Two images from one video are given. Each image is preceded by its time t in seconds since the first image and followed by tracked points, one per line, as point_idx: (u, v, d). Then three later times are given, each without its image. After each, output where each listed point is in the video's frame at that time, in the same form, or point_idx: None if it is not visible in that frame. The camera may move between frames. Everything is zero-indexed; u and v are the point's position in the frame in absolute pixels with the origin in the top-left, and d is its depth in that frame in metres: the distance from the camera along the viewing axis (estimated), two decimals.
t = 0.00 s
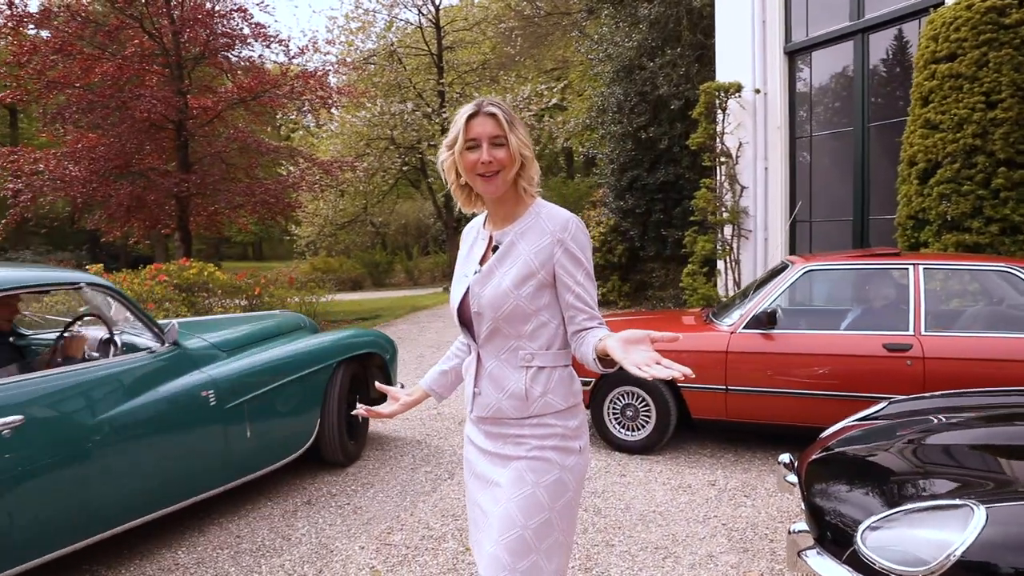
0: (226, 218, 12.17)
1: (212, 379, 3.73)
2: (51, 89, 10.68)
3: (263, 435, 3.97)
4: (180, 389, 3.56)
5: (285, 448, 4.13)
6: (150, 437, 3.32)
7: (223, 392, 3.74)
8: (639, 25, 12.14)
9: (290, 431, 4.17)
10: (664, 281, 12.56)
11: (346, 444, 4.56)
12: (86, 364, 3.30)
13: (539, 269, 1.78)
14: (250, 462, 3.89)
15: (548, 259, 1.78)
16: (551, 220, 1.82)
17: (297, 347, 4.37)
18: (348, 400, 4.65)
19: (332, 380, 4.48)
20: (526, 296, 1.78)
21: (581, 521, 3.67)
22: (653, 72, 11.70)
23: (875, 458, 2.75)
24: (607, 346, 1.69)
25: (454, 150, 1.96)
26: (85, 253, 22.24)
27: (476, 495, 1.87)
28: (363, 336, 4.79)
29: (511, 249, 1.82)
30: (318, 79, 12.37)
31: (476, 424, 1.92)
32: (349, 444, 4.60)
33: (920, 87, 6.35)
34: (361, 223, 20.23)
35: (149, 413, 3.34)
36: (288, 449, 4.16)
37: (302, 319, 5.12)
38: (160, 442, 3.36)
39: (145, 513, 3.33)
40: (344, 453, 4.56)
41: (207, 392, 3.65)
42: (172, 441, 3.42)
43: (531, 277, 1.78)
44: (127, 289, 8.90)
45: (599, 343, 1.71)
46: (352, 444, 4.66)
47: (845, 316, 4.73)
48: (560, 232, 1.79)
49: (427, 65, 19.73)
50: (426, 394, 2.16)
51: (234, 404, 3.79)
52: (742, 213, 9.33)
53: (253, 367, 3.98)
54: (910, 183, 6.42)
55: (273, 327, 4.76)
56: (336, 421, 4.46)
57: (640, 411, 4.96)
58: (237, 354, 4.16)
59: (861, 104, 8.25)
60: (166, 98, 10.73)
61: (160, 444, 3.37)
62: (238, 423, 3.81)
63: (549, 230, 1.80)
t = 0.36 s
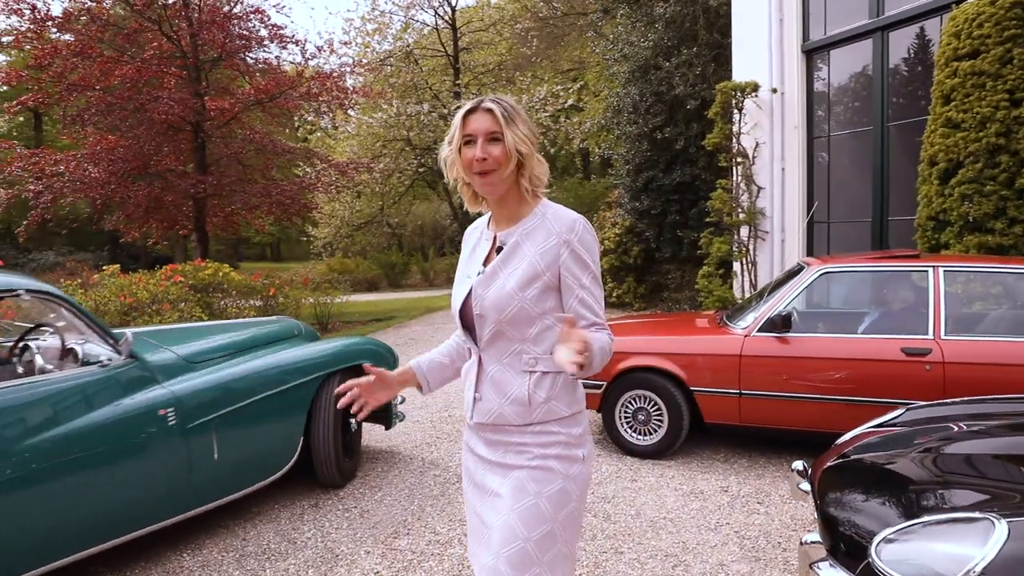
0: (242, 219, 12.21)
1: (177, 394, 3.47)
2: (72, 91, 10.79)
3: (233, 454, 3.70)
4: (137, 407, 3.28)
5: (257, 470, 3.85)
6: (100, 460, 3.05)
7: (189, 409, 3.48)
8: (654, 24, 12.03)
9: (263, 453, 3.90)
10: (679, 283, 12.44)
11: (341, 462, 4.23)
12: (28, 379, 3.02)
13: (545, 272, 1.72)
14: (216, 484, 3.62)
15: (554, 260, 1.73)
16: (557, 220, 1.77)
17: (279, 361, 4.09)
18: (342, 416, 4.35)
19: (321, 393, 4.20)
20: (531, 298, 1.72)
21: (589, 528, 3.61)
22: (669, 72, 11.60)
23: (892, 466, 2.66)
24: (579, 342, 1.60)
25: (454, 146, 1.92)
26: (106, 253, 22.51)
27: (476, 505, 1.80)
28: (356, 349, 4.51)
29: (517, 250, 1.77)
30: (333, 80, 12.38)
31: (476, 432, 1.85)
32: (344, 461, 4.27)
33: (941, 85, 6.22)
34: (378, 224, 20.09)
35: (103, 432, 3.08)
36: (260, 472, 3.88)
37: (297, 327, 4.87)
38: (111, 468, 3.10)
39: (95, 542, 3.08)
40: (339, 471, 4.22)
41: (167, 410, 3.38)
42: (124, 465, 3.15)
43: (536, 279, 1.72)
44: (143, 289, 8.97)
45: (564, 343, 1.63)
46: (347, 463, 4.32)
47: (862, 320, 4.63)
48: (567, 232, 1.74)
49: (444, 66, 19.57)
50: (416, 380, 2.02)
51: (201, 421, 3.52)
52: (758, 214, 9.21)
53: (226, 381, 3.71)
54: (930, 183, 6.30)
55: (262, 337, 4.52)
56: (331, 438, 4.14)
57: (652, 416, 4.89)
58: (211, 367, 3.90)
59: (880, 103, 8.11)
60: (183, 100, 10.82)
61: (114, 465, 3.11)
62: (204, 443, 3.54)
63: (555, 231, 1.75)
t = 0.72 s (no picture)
0: (257, 219, 12.23)
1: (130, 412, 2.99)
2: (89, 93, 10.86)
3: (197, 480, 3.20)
4: (77, 428, 2.79)
5: (229, 497, 3.35)
6: (31, 489, 2.58)
7: (144, 428, 2.99)
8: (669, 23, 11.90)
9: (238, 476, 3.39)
10: (694, 283, 12.33)
11: (332, 487, 3.80)
12: None
13: (549, 274, 1.67)
14: (175, 516, 3.12)
15: (559, 261, 1.67)
16: (563, 222, 1.71)
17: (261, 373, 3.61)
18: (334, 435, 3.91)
19: (308, 410, 3.73)
20: (536, 300, 1.67)
21: (599, 533, 3.55)
22: (684, 71, 11.48)
23: (910, 474, 2.58)
24: (521, 323, 1.58)
25: (457, 142, 1.88)
26: (125, 253, 22.75)
27: (474, 514, 1.74)
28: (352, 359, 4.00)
29: (521, 251, 1.72)
30: (347, 80, 12.37)
31: (475, 437, 1.80)
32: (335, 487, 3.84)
33: (963, 82, 6.07)
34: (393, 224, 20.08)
35: (35, 457, 2.61)
36: (233, 500, 3.38)
37: (291, 335, 4.38)
38: (42, 502, 2.61)
39: None
40: (329, 497, 3.80)
41: (113, 432, 2.88)
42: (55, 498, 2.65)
43: (541, 281, 1.67)
44: (158, 290, 9.02)
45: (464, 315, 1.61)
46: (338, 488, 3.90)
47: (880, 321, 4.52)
48: (574, 233, 1.68)
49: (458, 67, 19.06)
50: (417, 342, 1.88)
51: (160, 443, 3.03)
52: (774, 213, 9.09)
53: (194, 396, 3.23)
54: (951, 182, 6.17)
55: (249, 347, 4.04)
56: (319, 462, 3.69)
57: (664, 418, 4.82)
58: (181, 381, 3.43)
59: (899, 101, 7.97)
60: (198, 101, 10.88)
61: (46, 495, 2.63)
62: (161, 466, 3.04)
63: (562, 232, 1.69)
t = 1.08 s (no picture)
0: (268, 221, 12.23)
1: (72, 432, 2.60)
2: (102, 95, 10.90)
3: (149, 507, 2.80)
4: None
5: (183, 530, 2.92)
6: None
7: (89, 451, 2.61)
8: (681, 23, 11.81)
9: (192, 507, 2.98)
10: (705, 285, 12.21)
11: (307, 518, 3.39)
12: None
13: (550, 276, 1.62)
14: (115, 555, 2.69)
15: (562, 263, 1.62)
16: (565, 222, 1.66)
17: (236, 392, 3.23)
18: (311, 457, 3.50)
19: (281, 428, 3.34)
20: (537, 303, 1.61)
21: (606, 540, 3.49)
22: (695, 71, 11.38)
23: (925, 483, 2.51)
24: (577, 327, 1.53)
25: (459, 137, 1.82)
26: (138, 255, 22.89)
27: (472, 526, 1.69)
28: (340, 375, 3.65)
29: (521, 253, 1.66)
30: (358, 82, 12.36)
31: (473, 446, 1.75)
32: (312, 517, 3.43)
33: (980, 81, 5.96)
34: (403, 224, 19.59)
35: None
36: (193, 531, 2.97)
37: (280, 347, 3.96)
38: None
39: None
40: (305, 529, 3.39)
41: (34, 461, 2.46)
42: None
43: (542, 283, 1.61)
44: (167, 291, 9.05)
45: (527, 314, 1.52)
46: (317, 518, 3.48)
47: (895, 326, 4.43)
48: (577, 234, 1.63)
49: (470, 68, 19.13)
50: (385, 327, 1.81)
51: (102, 468, 2.63)
52: (786, 215, 8.98)
53: (145, 414, 2.82)
54: (967, 183, 6.07)
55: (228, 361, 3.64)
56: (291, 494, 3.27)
57: (673, 423, 4.75)
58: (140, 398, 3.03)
59: (914, 101, 7.85)
60: (210, 103, 10.89)
61: None
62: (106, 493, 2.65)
63: (564, 233, 1.64)
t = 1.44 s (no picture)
0: (277, 222, 12.22)
1: None
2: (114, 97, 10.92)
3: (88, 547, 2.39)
4: None
5: None
6: None
7: (19, 482, 2.17)
8: (690, 22, 11.71)
9: (142, 543, 2.57)
10: (715, 286, 12.12)
11: (263, 556, 2.88)
12: None
13: (550, 279, 1.56)
14: None
15: (562, 266, 1.56)
16: (565, 222, 1.61)
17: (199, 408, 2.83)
18: (273, 487, 3.02)
19: (238, 452, 2.89)
20: (536, 307, 1.55)
21: (613, 546, 3.43)
22: (705, 71, 11.28)
23: (941, 492, 2.44)
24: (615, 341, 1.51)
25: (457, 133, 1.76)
26: (149, 255, 23.00)
27: (469, 537, 1.64)
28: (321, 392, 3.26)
29: (518, 255, 1.60)
30: (367, 83, 12.36)
31: (470, 455, 1.69)
32: (270, 556, 2.93)
33: (996, 79, 5.86)
34: (413, 226, 19.50)
35: None
36: None
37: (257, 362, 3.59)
38: None
39: None
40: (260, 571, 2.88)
41: None
42: None
43: (541, 286, 1.56)
44: (176, 292, 9.06)
45: (580, 338, 1.50)
46: (276, 558, 2.98)
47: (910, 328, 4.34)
48: (577, 236, 1.58)
49: (479, 69, 19.06)
50: (372, 341, 1.77)
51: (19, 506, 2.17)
52: (797, 215, 8.88)
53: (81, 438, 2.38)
54: (982, 183, 5.96)
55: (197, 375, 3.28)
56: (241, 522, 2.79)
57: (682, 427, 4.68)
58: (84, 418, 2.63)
59: (928, 100, 7.74)
60: (219, 104, 10.87)
61: None
62: (38, 532, 2.22)
63: (563, 234, 1.58)
